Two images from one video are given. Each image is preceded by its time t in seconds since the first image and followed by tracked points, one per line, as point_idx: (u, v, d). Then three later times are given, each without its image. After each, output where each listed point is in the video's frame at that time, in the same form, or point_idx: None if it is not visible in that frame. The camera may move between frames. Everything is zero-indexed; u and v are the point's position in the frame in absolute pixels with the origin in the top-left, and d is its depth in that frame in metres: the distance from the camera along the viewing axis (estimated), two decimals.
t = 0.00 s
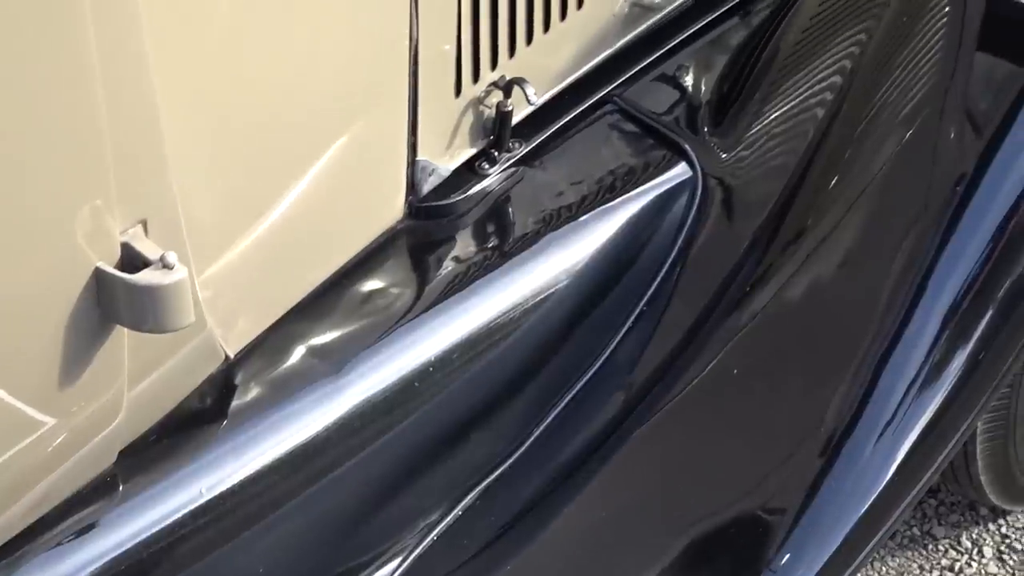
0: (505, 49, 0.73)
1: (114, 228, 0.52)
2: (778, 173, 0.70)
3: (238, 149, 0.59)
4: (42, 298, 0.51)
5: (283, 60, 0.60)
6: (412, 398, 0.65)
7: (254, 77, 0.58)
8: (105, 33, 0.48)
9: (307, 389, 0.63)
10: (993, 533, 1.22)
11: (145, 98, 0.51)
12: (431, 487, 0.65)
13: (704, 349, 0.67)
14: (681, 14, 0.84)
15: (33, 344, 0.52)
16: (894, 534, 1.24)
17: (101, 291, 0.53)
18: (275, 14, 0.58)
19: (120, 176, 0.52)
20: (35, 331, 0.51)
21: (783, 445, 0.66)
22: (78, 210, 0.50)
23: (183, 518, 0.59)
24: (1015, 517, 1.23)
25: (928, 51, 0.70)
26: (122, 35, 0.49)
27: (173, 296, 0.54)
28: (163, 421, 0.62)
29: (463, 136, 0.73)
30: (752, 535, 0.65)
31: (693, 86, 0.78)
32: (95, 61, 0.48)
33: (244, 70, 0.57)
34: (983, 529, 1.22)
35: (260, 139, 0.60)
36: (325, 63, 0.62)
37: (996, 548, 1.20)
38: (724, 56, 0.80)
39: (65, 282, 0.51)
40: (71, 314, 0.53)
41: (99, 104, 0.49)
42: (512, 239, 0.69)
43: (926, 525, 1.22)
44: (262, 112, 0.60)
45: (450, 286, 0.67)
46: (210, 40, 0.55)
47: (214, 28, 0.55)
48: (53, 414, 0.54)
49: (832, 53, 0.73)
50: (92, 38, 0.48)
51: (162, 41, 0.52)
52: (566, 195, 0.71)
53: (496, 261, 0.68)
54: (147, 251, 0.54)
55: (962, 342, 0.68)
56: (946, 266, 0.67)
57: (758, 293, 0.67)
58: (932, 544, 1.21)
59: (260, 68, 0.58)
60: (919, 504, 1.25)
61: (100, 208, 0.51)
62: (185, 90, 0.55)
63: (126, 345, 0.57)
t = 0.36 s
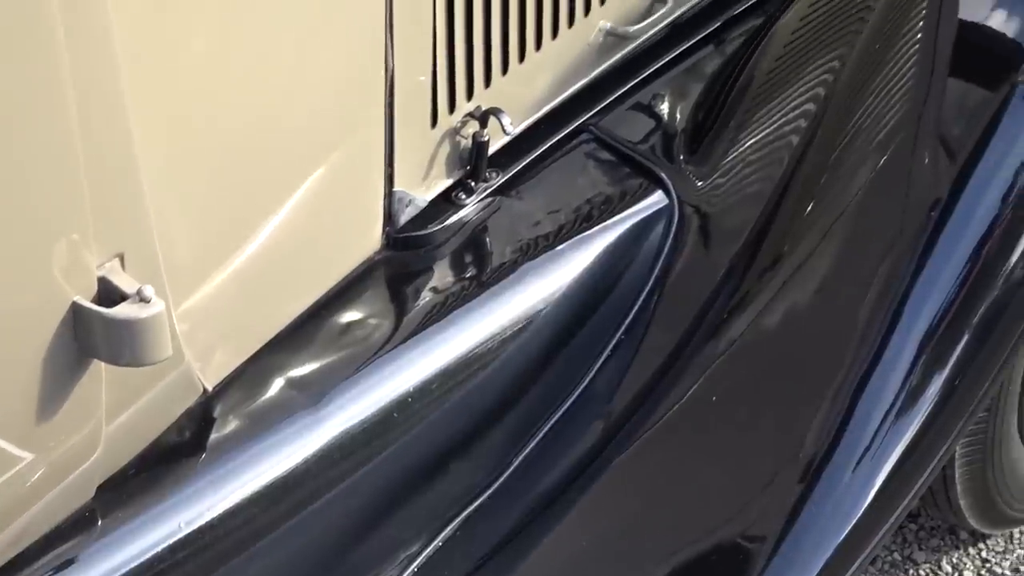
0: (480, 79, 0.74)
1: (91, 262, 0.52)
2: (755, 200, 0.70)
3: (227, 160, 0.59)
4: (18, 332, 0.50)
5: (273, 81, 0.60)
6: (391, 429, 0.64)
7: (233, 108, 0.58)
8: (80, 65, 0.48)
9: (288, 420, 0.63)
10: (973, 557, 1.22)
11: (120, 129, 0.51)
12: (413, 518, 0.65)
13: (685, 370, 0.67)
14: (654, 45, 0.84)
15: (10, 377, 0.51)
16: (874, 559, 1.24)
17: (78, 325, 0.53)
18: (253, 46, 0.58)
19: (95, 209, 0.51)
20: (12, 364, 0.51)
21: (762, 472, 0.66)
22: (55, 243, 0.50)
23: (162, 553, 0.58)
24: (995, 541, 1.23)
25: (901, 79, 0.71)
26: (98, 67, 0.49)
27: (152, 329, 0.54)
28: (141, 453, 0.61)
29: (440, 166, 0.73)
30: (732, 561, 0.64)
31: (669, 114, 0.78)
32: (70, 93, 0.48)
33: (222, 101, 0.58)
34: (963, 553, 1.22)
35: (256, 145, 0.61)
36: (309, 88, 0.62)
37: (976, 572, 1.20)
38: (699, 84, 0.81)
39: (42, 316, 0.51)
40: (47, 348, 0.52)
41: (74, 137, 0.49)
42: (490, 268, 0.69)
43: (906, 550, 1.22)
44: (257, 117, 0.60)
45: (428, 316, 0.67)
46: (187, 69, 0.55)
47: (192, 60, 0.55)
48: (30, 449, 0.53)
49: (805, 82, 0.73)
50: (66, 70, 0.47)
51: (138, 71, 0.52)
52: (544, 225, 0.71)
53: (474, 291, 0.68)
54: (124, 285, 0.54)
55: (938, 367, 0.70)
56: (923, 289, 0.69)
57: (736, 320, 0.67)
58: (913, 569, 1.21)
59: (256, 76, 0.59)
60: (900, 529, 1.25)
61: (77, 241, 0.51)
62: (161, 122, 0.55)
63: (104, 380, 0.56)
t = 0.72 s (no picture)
0: (459, 110, 0.74)
1: (69, 297, 0.52)
2: (733, 230, 0.70)
3: (216, 169, 0.59)
4: None
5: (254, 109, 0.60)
6: (373, 462, 0.63)
7: (215, 138, 0.58)
8: (58, 95, 0.48)
9: (271, 451, 0.62)
10: None
11: (99, 162, 0.51)
12: (394, 550, 0.65)
13: (666, 400, 0.67)
14: (631, 76, 0.86)
15: None
16: None
17: (58, 360, 0.52)
18: (235, 78, 0.58)
19: (75, 243, 0.51)
20: None
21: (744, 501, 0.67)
22: (34, 278, 0.50)
23: None
24: (977, 568, 1.23)
25: (876, 107, 0.73)
26: (77, 97, 0.49)
27: (133, 365, 0.53)
28: (122, 488, 0.60)
29: (419, 198, 0.74)
30: None
31: (647, 144, 0.79)
32: (47, 124, 0.48)
33: (203, 133, 0.57)
34: None
35: (242, 156, 0.60)
36: (291, 118, 0.63)
37: None
38: (677, 113, 0.82)
39: (20, 349, 0.51)
40: (25, 383, 0.52)
41: (51, 167, 0.49)
42: (471, 299, 0.69)
43: None
44: (244, 138, 0.60)
45: (409, 347, 0.67)
46: (167, 99, 0.54)
47: (173, 91, 0.55)
48: (9, 485, 0.53)
49: (782, 111, 0.74)
50: (44, 100, 0.47)
51: (119, 101, 0.52)
52: (523, 255, 0.72)
53: (454, 322, 0.68)
54: (103, 319, 0.53)
55: (918, 395, 0.70)
56: (902, 316, 0.70)
57: (716, 349, 0.68)
58: None
59: (238, 100, 0.59)
60: (882, 557, 1.25)
61: (56, 276, 0.51)
62: (142, 154, 0.54)
63: (83, 414, 0.55)
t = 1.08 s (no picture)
0: (444, 143, 0.74)
1: (56, 332, 0.52)
2: (718, 261, 0.70)
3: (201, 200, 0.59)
4: None
5: (241, 141, 0.60)
6: (359, 494, 0.63)
7: (201, 173, 0.58)
8: (43, 130, 0.48)
9: (257, 485, 0.62)
10: None
11: (84, 198, 0.51)
12: None
13: (654, 432, 0.67)
14: (615, 107, 0.86)
15: None
16: None
17: (44, 396, 0.52)
18: (221, 112, 0.58)
19: (60, 279, 0.51)
20: None
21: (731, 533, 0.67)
22: (19, 314, 0.49)
23: None
24: None
25: (860, 138, 0.73)
26: (62, 132, 0.49)
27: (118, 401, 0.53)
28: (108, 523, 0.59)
29: (405, 231, 0.74)
30: None
31: (632, 175, 0.79)
32: (32, 159, 0.48)
33: (190, 167, 0.57)
34: None
35: (228, 189, 0.60)
36: (277, 151, 0.63)
37: None
38: (662, 144, 0.82)
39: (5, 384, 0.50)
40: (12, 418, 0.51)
41: (36, 200, 0.49)
42: (457, 331, 0.70)
43: None
44: (229, 172, 0.60)
45: (396, 380, 0.67)
46: (152, 132, 0.54)
47: (160, 125, 0.55)
48: None
49: (767, 141, 0.75)
50: (28, 136, 0.47)
51: (105, 136, 0.52)
52: (510, 287, 0.72)
53: (441, 354, 0.68)
54: (90, 353, 0.53)
55: (903, 425, 0.70)
56: (888, 344, 0.70)
57: (703, 379, 0.68)
58: None
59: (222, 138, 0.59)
60: None
61: (42, 311, 0.50)
62: (127, 189, 0.54)
63: (70, 448, 0.55)
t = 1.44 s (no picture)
0: (427, 176, 0.75)
1: (39, 369, 0.52)
2: (701, 292, 0.71)
3: (184, 235, 0.59)
4: None
5: (226, 175, 0.60)
6: (344, 528, 0.63)
7: (185, 206, 0.58)
8: (27, 166, 0.48)
9: (239, 521, 0.61)
10: None
11: (69, 234, 0.51)
12: None
13: (637, 463, 0.67)
14: (598, 139, 0.87)
15: None
16: None
17: (26, 432, 0.52)
18: (206, 147, 0.58)
19: (43, 315, 0.51)
20: None
21: (714, 566, 0.67)
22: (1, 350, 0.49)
23: None
24: None
25: (841, 169, 0.74)
26: (46, 168, 0.49)
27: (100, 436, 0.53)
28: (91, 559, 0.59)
29: (388, 264, 0.74)
30: None
31: (615, 207, 0.80)
32: (15, 194, 0.48)
33: (174, 201, 0.57)
34: None
35: (212, 224, 0.60)
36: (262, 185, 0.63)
37: None
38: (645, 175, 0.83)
39: None
40: None
41: (21, 236, 0.48)
42: (441, 364, 0.70)
43: None
44: (213, 206, 0.60)
45: (380, 414, 0.67)
46: (136, 167, 0.54)
47: (144, 160, 0.55)
48: None
49: (748, 172, 0.76)
50: (11, 172, 0.47)
51: (87, 170, 0.52)
52: (493, 319, 0.72)
53: (425, 387, 0.68)
54: (73, 389, 0.53)
55: (886, 456, 0.70)
56: (872, 374, 0.70)
57: (685, 412, 0.68)
58: None
59: (207, 171, 0.59)
60: None
61: (24, 346, 0.50)
62: (110, 224, 0.54)
63: (54, 483, 0.55)
